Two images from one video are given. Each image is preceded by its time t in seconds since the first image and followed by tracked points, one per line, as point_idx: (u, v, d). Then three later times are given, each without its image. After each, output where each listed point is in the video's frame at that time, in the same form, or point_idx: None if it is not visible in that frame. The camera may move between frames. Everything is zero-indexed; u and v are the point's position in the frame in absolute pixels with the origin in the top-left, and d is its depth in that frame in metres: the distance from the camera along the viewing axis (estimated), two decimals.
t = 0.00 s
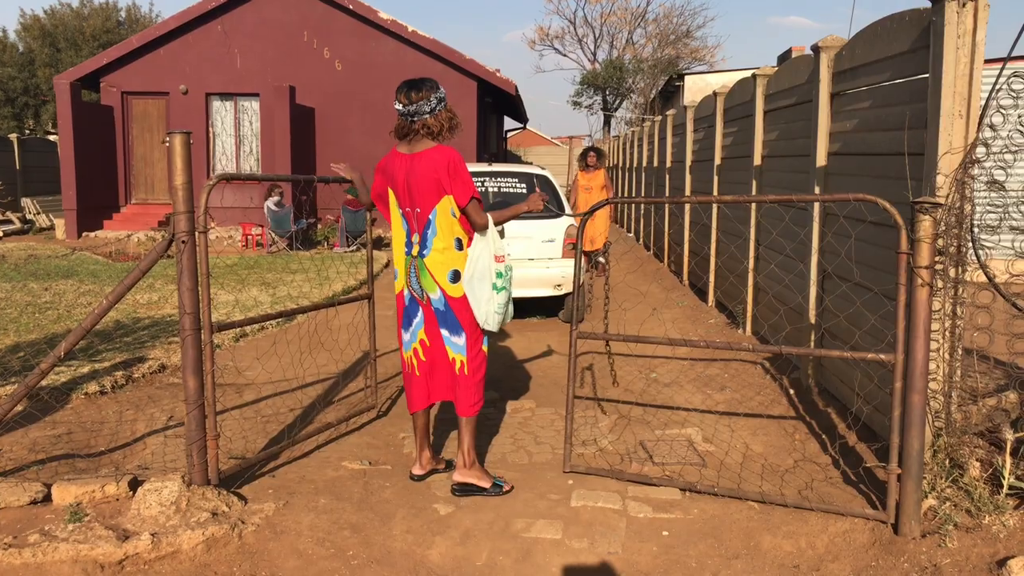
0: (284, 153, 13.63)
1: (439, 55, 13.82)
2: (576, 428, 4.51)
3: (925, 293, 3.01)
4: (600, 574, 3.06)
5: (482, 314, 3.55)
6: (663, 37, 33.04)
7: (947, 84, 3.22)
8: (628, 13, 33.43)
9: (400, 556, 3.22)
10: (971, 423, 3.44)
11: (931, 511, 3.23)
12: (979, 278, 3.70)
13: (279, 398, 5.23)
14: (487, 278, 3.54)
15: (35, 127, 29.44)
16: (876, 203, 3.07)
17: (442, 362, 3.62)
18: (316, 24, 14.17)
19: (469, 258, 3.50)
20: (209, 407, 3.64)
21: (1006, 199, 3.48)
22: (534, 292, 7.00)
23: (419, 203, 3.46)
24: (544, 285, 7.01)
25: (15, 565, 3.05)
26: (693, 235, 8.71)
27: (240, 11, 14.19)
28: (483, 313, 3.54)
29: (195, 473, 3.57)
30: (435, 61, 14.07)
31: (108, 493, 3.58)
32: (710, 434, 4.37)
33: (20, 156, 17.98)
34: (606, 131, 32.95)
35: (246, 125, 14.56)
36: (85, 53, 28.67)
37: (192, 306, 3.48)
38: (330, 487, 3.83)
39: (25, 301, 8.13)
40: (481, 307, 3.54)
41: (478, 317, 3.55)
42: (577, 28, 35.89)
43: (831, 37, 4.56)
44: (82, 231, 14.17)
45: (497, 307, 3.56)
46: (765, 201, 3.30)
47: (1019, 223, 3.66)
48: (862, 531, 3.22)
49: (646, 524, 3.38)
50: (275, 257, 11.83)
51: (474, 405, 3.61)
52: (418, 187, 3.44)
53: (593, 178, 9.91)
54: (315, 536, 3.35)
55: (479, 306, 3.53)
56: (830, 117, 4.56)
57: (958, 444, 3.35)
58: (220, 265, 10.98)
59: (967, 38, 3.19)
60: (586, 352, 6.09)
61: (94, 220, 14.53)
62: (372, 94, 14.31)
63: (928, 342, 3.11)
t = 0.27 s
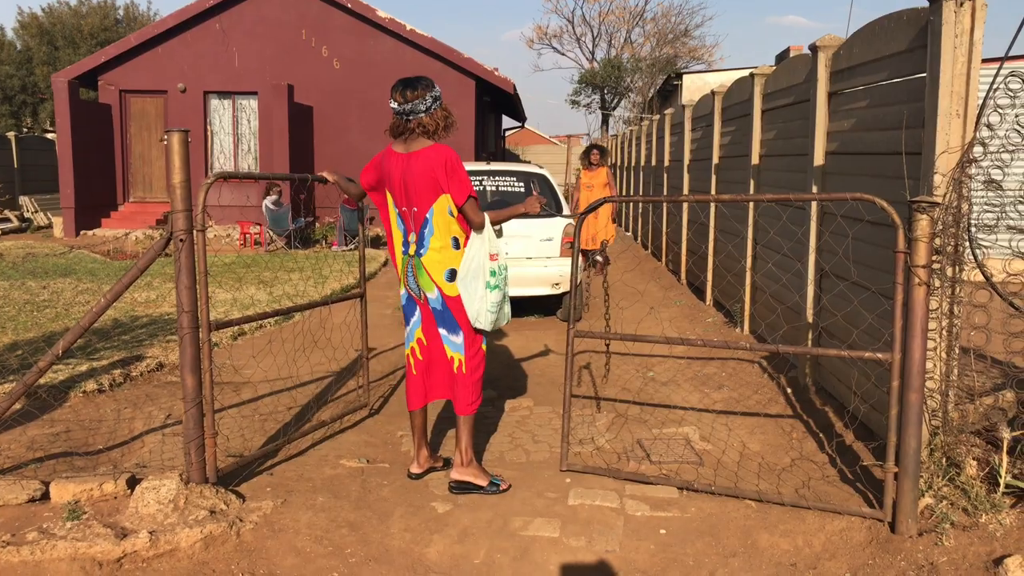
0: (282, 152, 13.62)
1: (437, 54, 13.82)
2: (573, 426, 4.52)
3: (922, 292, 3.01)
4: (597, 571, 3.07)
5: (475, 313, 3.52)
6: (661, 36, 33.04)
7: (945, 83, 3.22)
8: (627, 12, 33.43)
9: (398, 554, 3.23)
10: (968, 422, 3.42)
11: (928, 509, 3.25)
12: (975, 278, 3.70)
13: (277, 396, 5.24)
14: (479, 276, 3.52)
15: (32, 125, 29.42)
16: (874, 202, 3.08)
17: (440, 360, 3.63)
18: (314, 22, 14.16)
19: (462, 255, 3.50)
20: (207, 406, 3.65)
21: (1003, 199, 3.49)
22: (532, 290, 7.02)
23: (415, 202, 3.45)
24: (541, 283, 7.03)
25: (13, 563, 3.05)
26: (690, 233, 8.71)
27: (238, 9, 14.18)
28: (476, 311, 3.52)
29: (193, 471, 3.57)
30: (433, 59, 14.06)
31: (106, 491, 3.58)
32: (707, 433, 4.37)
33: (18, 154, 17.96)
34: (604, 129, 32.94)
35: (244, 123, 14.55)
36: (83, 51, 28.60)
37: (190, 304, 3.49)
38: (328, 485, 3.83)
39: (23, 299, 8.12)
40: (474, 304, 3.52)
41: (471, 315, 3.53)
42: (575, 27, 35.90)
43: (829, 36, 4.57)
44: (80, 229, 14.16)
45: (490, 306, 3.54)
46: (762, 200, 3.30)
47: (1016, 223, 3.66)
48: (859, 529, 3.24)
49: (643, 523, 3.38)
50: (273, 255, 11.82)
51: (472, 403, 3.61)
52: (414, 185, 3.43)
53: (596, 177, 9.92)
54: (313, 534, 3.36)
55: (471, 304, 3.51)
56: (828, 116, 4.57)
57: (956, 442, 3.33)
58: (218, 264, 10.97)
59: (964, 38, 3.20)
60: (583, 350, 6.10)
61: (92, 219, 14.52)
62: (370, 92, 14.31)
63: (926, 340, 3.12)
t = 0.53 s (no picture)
0: (284, 151, 13.63)
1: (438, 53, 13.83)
2: (574, 425, 4.52)
3: (923, 291, 3.02)
4: (598, 569, 3.08)
5: (481, 312, 3.57)
6: (663, 35, 33.03)
7: (946, 82, 3.23)
8: (628, 11, 33.41)
9: (400, 552, 3.23)
10: (969, 420, 3.43)
11: (930, 508, 3.25)
12: (977, 277, 3.70)
13: (279, 394, 5.24)
14: (485, 275, 3.56)
15: (34, 123, 29.49)
16: (875, 201, 3.08)
17: (442, 360, 3.63)
18: (316, 21, 14.17)
19: (468, 256, 3.52)
20: (209, 403, 3.66)
21: (1005, 198, 3.49)
22: (533, 289, 7.04)
23: (417, 201, 3.46)
24: (543, 282, 7.04)
25: (15, 559, 3.06)
26: (692, 232, 8.71)
27: (240, 8, 14.19)
28: (482, 310, 3.57)
29: (195, 469, 3.58)
30: (435, 58, 14.06)
31: (108, 488, 3.59)
32: (708, 432, 4.38)
33: (20, 152, 17.98)
34: (606, 129, 32.95)
35: (245, 122, 14.55)
36: (85, 49, 28.58)
37: (192, 302, 3.50)
38: (329, 483, 3.84)
39: (25, 297, 8.13)
40: (480, 304, 3.56)
41: (478, 314, 3.57)
42: (577, 26, 35.89)
43: (831, 35, 4.57)
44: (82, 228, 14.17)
45: (495, 305, 3.60)
46: (764, 199, 3.30)
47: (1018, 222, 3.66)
48: (860, 528, 3.25)
49: (644, 521, 3.39)
50: (274, 254, 11.83)
51: (475, 402, 3.62)
52: (415, 184, 3.43)
53: (600, 176, 9.92)
54: (315, 531, 3.36)
55: (478, 304, 3.55)
56: (830, 115, 4.57)
57: (956, 441, 3.35)
58: (220, 262, 10.98)
59: (966, 38, 3.20)
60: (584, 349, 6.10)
61: (93, 217, 14.54)
62: (371, 91, 14.31)
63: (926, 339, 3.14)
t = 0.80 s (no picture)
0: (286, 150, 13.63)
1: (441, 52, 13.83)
2: (576, 425, 4.52)
3: (926, 292, 3.01)
4: (600, 569, 3.08)
5: (488, 311, 3.58)
6: (665, 35, 33.02)
7: (950, 83, 3.22)
8: (631, 11, 33.40)
9: (402, 552, 3.23)
10: (972, 421, 3.44)
11: (931, 509, 3.24)
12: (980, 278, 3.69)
13: (281, 393, 5.25)
14: (491, 276, 3.56)
15: (36, 121, 29.55)
16: (878, 202, 3.07)
17: (446, 359, 3.63)
18: (318, 20, 14.17)
19: (474, 258, 3.51)
20: (211, 403, 3.66)
21: (1008, 199, 3.48)
22: (536, 289, 7.03)
23: (420, 201, 3.46)
24: (545, 282, 7.03)
25: (18, 558, 3.06)
26: (694, 233, 8.71)
27: (242, 7, 14.20)
28: (489, 310, 3.58)
29: (197, 468, 3.58)
30: (437, 58, 14.06)
31: (110, 487, 3.60)
32: (710, 432, 4.38)
33: (23, 151, 18.01)
34: (608, 128, 32.93)
35: (248, 121, 14.56)
36: (88, 48, 28.60)
37: (194, 301, 3.50)
38: (331, 482, 3.84)
39: (27, 295, 8.14)
40: (486, 304, 3.57)
41: (484, 314, 3.58)
42: (579, 26, 35.87)
43: (834, 35, 4.56)
44: (84, 227, 14.18)
45: (501, 304, 3.61)
46: (767, 200, 3.29)
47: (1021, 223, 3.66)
48: (862, 529, 3.24)
49: (646, 521, 3.39)
50: (277, 253, 11.83)
51: (479, 401, 3.62)
52: (418, 184, 3.43)
53: (603, 176, 9.92)
54: (317, 531, 3.37)
55: (485, 304, 3.56)
56: (832, 115, 4.56)
57: (958, 442, 3.35)
58: (222, 261, 10.99)
59: (969, 38, 3.20)
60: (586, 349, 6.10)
61: (96, 216, 14.55)
62: (374, 91, 14.32)
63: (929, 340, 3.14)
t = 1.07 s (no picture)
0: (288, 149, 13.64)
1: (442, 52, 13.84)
2: (577, 424, 4.53)
3: (927, 292, 3.01)
4: (601, 569, 3.08)
5: (488, 312, 3.57)
6: (667, 35, 33.01)
7: (951, 83, 3.22)
8: (632, 11, 33.39)
9: (403, 551, 3.24)
10: (973, 422, 3.46)
11: (932, 509, 3.24)
12: (981, 278, 3.69)
13: (283, 393, 5.25)
14: (491, 276, 3.56)
15: (38, 121, 29.58)
16: (879, 202, 3.07)
17: (447, 359, 3.64)
18: (319, 20, 14.18)
19: (473, 257, 3.51)
20: (212, 402, 3.66)
21: (1009, 200, 3.48)
22: (536, 289, 7.03)
23: (421, 201, 3.47)
24: (546, 282, 7.03)
25: (20, 557, 3.07)
26: (695, 233, 8.71)
27: (244, 6, 14.20)
28: (489, 310, 3.57)
29: (198, 467, 3.59)
30: (438, 57, 14.07)
31: (112, 486, 3.61)
32: (711, 432, 4.38)
33: (24, 150, 18.03)
34: (609, 128, 32.94)
35: (249, 121, 14.56)
36: (89, 47, 28.61)
37: (195, 301, 3.50)
38: (332, 482, 3.85)
39: (29, 295, 8.15)
40: (486, 304, 3.56)
41: (484, 314, 3.57)
42: (581, 25, 35.86)
43: (835, 35, 4.56)
44: (85, 226, 14.19)
45: (502, 304, 3.60)
46: (768, 200, 3.29)
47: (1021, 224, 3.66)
48: (862, 530, 3.24)
49: (647, 521, 3.39)
50: (278, 253, 11.84)
51: (480, 401, 3.63)
52: (419, 183, 3.44)
53: (604, 175, 9.92)
54: (318, 531, 3.37)
55: (484, 303, 3.56)
56: (833, 115, 4.56)
57: (959, 443, 3.35)
58: (223, 261, 10.99)
59: (970, 39, 3.20)
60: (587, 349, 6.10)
61: (98, 215, 14.56)
62: (375, 90, 14.32)
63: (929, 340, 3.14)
